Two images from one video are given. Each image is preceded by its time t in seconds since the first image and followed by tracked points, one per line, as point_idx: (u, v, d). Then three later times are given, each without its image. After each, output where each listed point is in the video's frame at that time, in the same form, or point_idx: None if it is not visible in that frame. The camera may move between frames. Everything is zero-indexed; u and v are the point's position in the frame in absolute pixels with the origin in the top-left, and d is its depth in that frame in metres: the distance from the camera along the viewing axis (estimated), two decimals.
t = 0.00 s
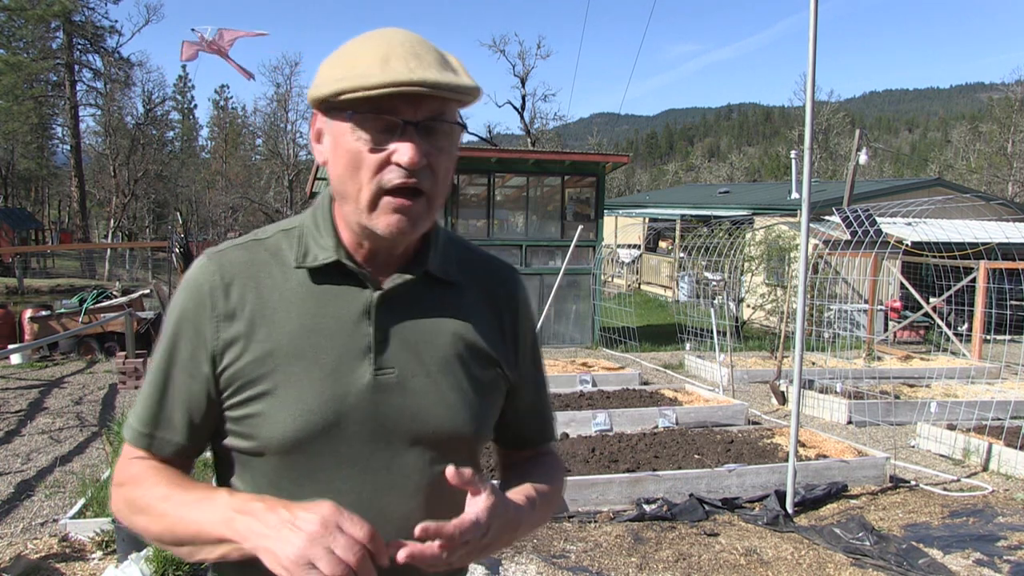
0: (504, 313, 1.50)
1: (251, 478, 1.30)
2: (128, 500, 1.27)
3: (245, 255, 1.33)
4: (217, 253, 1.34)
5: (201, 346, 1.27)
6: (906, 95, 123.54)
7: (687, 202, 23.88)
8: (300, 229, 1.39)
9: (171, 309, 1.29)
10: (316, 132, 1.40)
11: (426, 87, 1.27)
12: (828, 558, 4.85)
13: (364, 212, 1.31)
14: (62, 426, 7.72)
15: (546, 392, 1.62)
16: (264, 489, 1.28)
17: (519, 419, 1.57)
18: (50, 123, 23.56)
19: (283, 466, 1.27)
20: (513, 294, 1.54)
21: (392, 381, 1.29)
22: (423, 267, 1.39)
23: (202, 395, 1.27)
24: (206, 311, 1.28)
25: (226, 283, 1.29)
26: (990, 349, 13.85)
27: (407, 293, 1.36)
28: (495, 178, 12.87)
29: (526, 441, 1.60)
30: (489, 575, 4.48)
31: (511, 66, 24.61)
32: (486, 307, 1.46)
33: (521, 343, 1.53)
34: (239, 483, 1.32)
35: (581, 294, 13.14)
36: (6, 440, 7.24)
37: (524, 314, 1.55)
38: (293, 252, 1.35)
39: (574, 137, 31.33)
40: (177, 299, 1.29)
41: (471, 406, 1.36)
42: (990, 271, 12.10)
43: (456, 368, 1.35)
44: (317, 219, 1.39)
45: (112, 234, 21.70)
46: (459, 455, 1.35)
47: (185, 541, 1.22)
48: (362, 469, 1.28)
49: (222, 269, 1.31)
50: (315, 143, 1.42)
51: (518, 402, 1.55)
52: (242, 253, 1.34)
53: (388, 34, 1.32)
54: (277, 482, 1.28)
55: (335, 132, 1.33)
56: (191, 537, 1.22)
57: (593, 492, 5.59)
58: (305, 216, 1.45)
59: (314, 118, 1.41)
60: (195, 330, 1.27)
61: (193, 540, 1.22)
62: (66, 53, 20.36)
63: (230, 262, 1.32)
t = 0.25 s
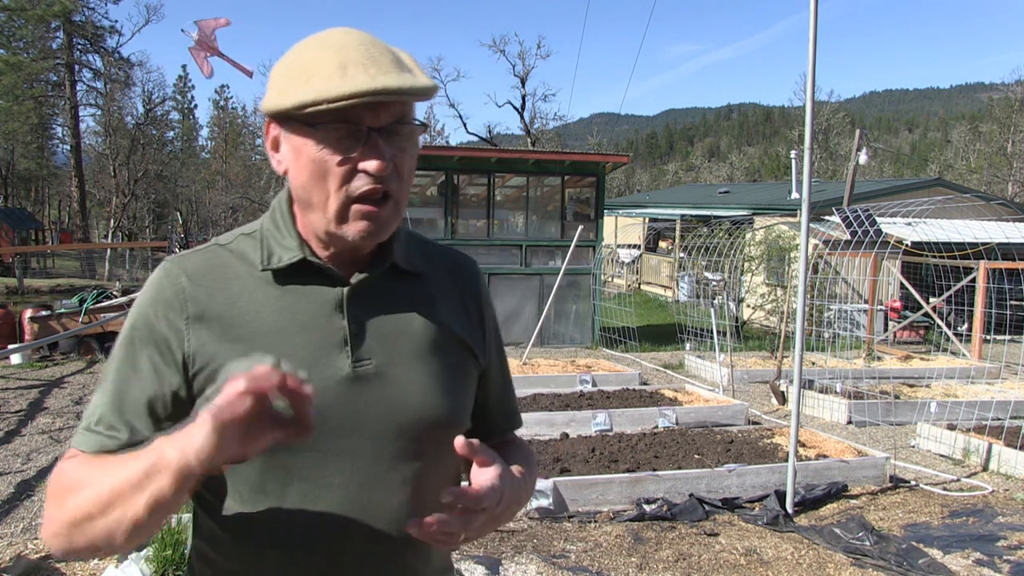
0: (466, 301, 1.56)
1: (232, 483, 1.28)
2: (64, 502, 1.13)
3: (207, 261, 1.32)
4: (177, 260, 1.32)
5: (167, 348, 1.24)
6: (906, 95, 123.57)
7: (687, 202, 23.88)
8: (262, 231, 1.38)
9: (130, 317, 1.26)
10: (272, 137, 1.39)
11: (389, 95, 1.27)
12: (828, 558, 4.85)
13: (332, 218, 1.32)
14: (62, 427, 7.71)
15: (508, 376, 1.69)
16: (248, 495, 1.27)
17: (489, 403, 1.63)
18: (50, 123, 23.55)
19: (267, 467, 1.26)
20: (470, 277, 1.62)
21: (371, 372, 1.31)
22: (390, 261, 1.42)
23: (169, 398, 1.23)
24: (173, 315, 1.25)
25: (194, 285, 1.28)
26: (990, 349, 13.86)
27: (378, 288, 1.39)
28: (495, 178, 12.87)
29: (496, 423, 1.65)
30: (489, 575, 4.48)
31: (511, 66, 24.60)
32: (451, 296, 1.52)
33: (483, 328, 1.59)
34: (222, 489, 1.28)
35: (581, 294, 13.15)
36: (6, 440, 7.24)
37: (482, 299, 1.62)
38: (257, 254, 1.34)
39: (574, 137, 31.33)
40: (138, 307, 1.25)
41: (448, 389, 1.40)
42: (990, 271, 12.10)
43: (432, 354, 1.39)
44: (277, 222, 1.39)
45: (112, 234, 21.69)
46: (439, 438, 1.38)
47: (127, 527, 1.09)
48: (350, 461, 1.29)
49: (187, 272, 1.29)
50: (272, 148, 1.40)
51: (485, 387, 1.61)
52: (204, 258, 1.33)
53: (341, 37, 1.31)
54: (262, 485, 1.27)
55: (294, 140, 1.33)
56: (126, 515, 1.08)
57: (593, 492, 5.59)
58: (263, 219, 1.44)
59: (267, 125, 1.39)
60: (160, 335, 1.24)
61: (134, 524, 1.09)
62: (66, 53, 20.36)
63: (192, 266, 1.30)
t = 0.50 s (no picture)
0: (452, 299, 1.58)
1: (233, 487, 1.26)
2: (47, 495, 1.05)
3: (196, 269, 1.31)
4: (164, 270, 1.31)
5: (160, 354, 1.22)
6: (906, 96, 123.58)
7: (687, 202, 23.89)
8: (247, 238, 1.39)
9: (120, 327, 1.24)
10: (252, 146, 1.38)
11: (373, 95, 1.27)
12: (828, 558, 4.85)
13: (323, 220, 1.32)
14: (63, 427, 7.71)
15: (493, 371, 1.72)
16: (251, 499, 1.26)
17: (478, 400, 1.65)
18: (50, 123, 23.54)
19: (268, 470, 1.25)
20: (452, 274, 1.64)
21: (368, 369, 1.31)
22: (376, 259, 1.44)
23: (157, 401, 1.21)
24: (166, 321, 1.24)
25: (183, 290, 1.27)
26: (989, 349, 13.86)
27: (369, 287, 1.41)
28: (495, 178, 12.87)
29: (483, 417, 1.67)
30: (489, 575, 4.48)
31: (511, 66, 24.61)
32: (437, 294, 1.54)
33: (469, 324, 1.62)
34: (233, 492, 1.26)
35: (581, 294, 13.15)
36: (7, 440, 7.24)
37: (464, 295, 1.64)
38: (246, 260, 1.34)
39: (574, 137, 31.33)
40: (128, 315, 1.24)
41: (441, 384, 1.41)
42: (990, 271, 12.10)
43: (424, 348, 1.40)
44: (262, 226, 1.39)
45: (112, 234, 21.69)
46: (436, 432, 1.40)
47: (107, 501, 1.02)
48: (353, 459, 1.29)
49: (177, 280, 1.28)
50: (252, 157, 1.40)
51: (474, 384, 1.63)
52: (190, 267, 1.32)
53: (315, 40, 1.29)
54: (265, 488, 1.26)
55: (277, 146, 1.31)
56: (104, 486, 1.02)
57: (593, 492, 5.59)
58: (247, 226, 1.44)
59: (245, 134, 1.37)
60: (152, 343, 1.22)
61: (116, 496, 1.02)
62: (66, 53, 20.35)
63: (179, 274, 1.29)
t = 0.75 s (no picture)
0: (446, 296, 1.60)
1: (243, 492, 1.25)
2: (46, 513, 1.06)
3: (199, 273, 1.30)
4: (164, 276, 1.30)
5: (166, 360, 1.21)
6: (905, 96, 123.56)
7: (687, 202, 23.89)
8: (245, 241, 1.38)
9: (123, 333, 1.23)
10: (247, 147, 1.37)
11: (370, 88, 1.27)
12: (828, 558, 4.85)
13: (321, 218, 1.33)
14: (63, 427, 7.71)
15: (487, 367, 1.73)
16: (262, 503, 1.26)
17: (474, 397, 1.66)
18: (50, 123, 23.55)
19: (279, 473, 1.25)
20: (447, 272, 1.66)
21: (374, 369, 1.32)
22: (374, 259, 1.45)
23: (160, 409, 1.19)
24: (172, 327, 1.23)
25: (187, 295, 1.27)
26: (989, 349, 13.86)
27: (369, 287, 1.41)
28: (494, 178, 12.87)
29: (478, 413, 1.67)
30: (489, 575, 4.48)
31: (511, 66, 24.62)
32: (432, 292, 1.55)
33: (463, 320, 1.63)
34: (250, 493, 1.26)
35: (581, 294, 13.15)
36: (7, 441, 7.24)
37: (457, 292, 1.66)
38: (248, 264, 1.34)
39: (574, 137, 31.34)
40: (131, 321, 1.23)
41: (440, 381, 1.43)
42: (990, 271, 12.10)
43: (423, 347, 1.42)
44: (260, 229, 1.39)
45: (112, 234, 21.69)
46: (438, 429, 1.42)
47: (98, 528, 1.02)
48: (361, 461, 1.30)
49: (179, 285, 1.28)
50: (247, 157, 1.39)
51: (469, 379, 1.64)
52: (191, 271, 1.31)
53: (306, 37, 1.29)
54: (277, 492, 1.25)
55: (273, 147, 1.31)
56: (95, 512, 1.01)
57: (593, 492, 5.59)
58: (243, 228, 1.43)
59: (239, 135, 1.37)
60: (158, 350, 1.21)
61: (106, 525, 1.01)
62: (66, 53, 20.36)
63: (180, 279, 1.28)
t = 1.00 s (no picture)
0: (447, 295, 1.59)
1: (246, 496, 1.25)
2: (63, 507, 1.04)
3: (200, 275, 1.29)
4: (164, 278, 1.29)
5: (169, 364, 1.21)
6: (905, 96, 123.54)
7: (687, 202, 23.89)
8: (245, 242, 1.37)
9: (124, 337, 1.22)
10: (245, 146, 1.37)
11: (370, 91, 1.27)
12: (828, 558, 4.84)
13: (319, 220, 1.32)
14: (63, 427, 7.71)
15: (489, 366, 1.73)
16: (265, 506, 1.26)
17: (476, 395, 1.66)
18: (50, 123, 23.54)
19: (282, 477, 1.25)
20: (448, 271, 1.65)
21: (375, 371, 1.32)
22: (375, 259, 1.44)
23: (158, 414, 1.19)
24: (173, 331, 1.22)
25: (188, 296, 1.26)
26: (990, 349, 13.86)
27: (369, 288, 1.41)
28: (495, 178, 12.87)
29: (479, 413, 1.67)
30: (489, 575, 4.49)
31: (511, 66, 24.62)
32: (433, 291, 1.55)
33: (464, 320, 1.63)
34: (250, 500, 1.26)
35: (581, 294, 13.15)
36: (6, 441, 7.24)
37: (458, 291, 1.65)
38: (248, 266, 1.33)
39: (574, 137, 31.34)
40: (132, 326, 1.22)
41: (441, 381, 1.42)
42: (990, 271, 12.09)
43: (424, 347, 1.41)
44: (260, 230, 1.39)
45: (112, 234, 21.69)
46: (440, 429, 1.41)
47: (123, 512, 1.01)
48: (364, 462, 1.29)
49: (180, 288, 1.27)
50: (247, 156, 1.39)
51: (471, 379, 1.64)
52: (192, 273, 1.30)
53: (306, 36, 1.29)
54: (279, 495, 1.26)
55: (273, 147, 1.31)
56: (118, 497, 1.01)
57: (593, 492, 5.59)
58: (243, 230, 1.43)
59: (238, 134, 1.37)
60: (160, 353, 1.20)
61: (131, 505, 1.01)
62: (66, 53, 20.35)
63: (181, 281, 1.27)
